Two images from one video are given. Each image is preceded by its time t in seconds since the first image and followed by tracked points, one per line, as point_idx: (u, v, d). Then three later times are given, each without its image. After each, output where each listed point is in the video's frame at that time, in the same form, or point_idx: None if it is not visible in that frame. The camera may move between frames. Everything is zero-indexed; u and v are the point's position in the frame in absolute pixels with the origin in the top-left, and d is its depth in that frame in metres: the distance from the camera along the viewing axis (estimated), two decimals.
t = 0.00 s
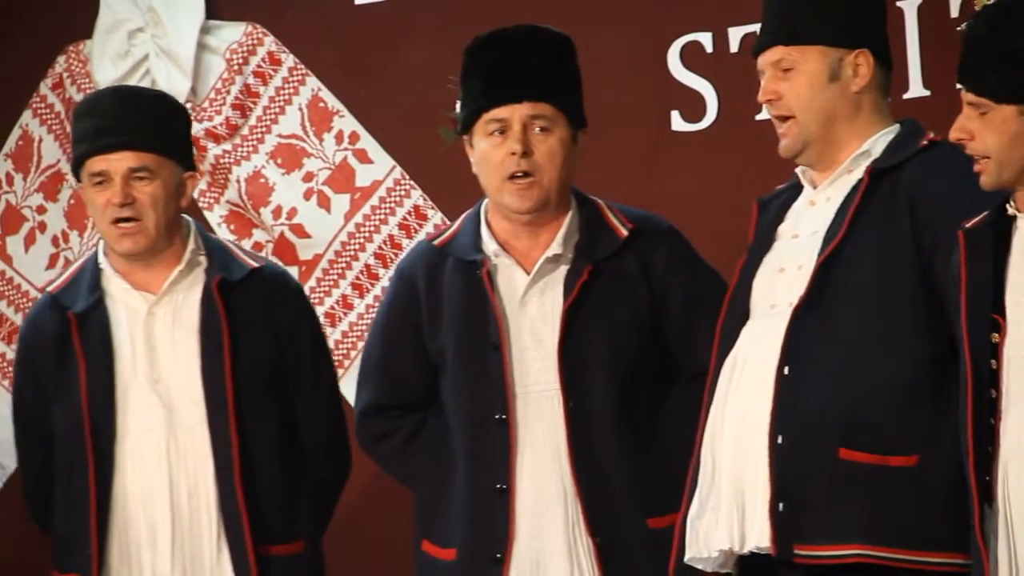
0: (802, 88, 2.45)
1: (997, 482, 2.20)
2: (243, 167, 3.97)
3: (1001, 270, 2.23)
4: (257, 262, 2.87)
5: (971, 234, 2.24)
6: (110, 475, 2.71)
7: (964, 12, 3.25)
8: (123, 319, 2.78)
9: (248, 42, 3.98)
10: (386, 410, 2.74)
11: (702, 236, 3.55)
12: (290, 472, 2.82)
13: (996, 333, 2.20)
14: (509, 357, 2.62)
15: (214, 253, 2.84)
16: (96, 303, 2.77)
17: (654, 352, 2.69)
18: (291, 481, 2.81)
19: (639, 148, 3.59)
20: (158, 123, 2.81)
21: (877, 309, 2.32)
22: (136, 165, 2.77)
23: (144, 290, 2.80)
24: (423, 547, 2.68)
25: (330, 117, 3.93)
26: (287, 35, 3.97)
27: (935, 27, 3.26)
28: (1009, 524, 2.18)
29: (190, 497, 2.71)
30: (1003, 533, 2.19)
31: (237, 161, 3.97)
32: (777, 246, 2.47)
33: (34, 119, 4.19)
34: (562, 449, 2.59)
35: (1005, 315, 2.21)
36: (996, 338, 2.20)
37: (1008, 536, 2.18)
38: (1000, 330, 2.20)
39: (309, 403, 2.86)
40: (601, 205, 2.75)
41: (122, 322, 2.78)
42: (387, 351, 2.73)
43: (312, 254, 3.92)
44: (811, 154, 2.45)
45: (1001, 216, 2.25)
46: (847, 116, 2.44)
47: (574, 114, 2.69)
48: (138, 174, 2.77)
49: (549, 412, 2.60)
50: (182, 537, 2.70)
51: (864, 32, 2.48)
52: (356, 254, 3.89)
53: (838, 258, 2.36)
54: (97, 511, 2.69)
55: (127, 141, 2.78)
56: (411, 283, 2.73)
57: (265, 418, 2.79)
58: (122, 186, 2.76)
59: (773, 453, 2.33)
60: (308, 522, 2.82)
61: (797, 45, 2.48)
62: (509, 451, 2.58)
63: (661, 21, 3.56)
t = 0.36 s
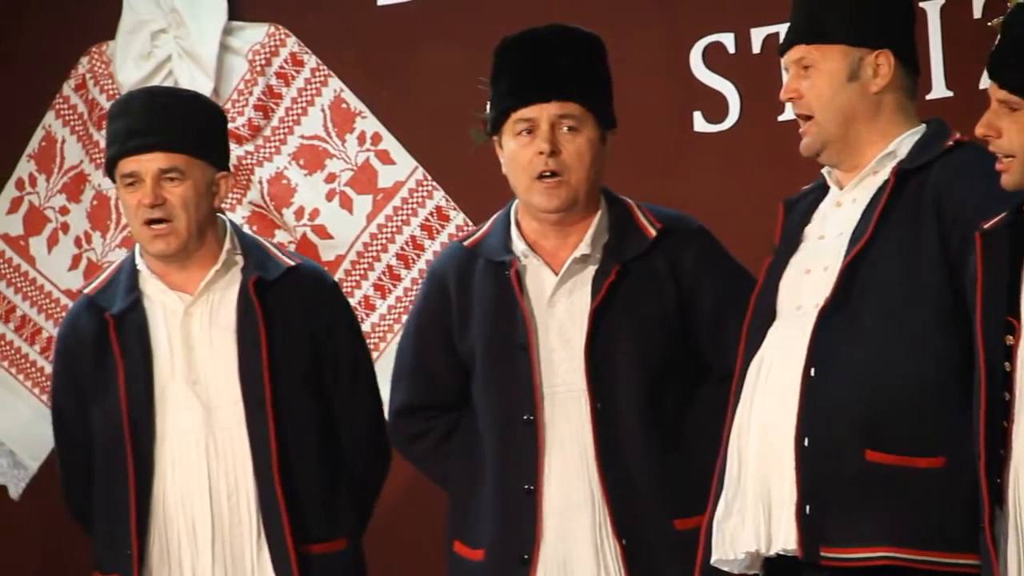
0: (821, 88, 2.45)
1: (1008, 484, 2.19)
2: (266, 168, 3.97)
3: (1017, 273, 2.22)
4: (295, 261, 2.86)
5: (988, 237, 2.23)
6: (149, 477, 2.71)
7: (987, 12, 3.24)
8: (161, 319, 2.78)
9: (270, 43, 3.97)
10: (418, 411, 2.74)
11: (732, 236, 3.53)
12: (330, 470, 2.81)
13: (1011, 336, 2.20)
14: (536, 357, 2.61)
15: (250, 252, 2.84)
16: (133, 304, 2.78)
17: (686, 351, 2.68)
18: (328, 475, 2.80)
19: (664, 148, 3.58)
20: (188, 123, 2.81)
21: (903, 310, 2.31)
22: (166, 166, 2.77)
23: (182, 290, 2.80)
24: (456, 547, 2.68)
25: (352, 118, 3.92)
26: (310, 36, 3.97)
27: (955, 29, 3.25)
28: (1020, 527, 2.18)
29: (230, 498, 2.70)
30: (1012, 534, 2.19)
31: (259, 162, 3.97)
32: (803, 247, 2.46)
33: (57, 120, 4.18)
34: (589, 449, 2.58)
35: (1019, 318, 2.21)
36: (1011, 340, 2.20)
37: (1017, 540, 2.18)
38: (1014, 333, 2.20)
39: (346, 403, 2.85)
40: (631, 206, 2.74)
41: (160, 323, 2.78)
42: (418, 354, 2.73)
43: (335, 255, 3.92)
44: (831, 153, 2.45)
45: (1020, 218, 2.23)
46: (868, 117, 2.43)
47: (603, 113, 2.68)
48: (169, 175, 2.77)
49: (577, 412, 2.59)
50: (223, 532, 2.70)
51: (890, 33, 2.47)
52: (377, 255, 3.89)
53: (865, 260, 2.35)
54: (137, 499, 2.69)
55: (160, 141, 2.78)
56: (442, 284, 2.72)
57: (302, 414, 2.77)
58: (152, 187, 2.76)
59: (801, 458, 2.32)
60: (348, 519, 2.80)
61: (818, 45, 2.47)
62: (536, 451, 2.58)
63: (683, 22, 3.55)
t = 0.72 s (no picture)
0: (836, 89, 2.45)
1: None
2: (283, 168, 3.97)
3: None
4: (300, 264, 2.85)
5: (1007, 237, 2.20)
6: (150, 476, 2.71)
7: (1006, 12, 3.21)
8: (166, 321, 2.79)
9: (288, 43, 3.98)
10: (439, 409, 2.74)
11: (745, 236, 3.52)
12: (332, 475, 2.80)
13: None
14: (543, 359, 2.61)
15: (256, 254, 2.83)
16: (138, 305, 2.78)
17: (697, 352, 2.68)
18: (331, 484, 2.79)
19: (680, 149, 3.58)
20: (193, 125, 2.80)
21: (916, 313, 2.30)
22: (170, 172, 2.76)
23: (188, 292, 2.80)
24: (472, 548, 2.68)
25: (369, 118, 3.93)
26: (328, 37, 3.97)
27: (975, 28, 3.23)
28: None
29: (230, 498, 2.70)
30: None
31: (276, 163, 3.97)
32: (823, 249, 2.46)
33: (74, 121, 4.19)
34: (595, 451, 2.58)
35: None
36: None
37: None
38: None
39: (352, 417, 2.85)
40: (644, 207, 2.73)
41: (164, 325, 2.78)
42: (438, 354, 2.74)
43: (353, 256, 3.92)
44: (847, 150, 2.46)
45: None
46: (884, 116, 2.43)
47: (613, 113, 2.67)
48: (173, 180, 2.77)
49: (584, 414, 2.59)
50: (221, 539, 2.70)
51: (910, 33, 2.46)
52: (393, 256, 3.88)
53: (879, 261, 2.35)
54: (138, 500, 2.69)
55: (162, 146, 2.77)
56: (456, 280, 2.74)
57: (305, 415, 2.77)
58: (157, 192, 2.76)
59: (813, 462, 2.32)
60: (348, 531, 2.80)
61: (833, 46, 2.47)
62: (543, 454, 2.58)
63: (701, 23, 3.54)
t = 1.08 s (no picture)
0: (851, 89, 2.44)
1: None
2: (297, 169, 3.96)
3: None
4: (289, 269, 2.87)
5: None
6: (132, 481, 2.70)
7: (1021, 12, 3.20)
8: (152, 322, 2.79)
9: (302, 44, 3.98)
10: (443, 406, 2.76)
11: (745, 236, 3.51)
12: (315, 484, 2.81)
13: None
14: (538, 360, 2.61)
15: (244, 258, 2.84)
16: (125, 306, 2.77)
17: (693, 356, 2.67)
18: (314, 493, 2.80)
19: (690, 149, 3.57)
20: (179, 128, 2.81)
21: (927, 315, 2.29)
22: (152, 175, 2.77)
23: (175, 294, 2.81)
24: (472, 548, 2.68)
25: (383, 119, 3.92)
26: (342, 38, 3.98)
27: (990, 28, 3.21)
28: None
29: (212, 499, 2.70)
30: None
31: (290, 163, 3.97)
32: (837, 250, 2.46)
33: (89, 120, 4.20)
34: (586, 461, 2.57)
35: None
36: None
37: None
38: None
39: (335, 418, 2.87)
40: (643, 207, 2.73)
41: (151, 327, 2.78)
42: (439, 357, 2.76)
43: (366, 257, 3.89)
44: (863, 151, 2.44)
45: None
46: (898, 116, 2.41)
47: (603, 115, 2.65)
48: (155, 184, 2.77)
49: (575, 417, 2.59)
50: (202, 537, 2.70)
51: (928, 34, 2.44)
52: (408, 255, 3.86)
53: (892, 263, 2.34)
54: (120, 495, 2.69)
55: (144, 150, 2.77)
56: (458, 282, 2.75)
57: (289, 419, 2.78)
58: (139, 195, 2.76)
59: (823, 463, 2.32)
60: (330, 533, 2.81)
61: (848, 46, 2.46)
62: (535, 456, 2.58)
63: (714, 23, 3.53)
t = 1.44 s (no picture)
0: (863, 93, 2.42)
1: None
2: (311, 170, 3.97)
3: None
4: (284, 273, 2.87)
5: None
6: (128, 478, 2.72)
7: None
8: (147, 325, 2.80)
9: (316, 45, 3.99)
10: (448, 407, 2.77)
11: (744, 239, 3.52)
12: (310, 489, 2.82)
13: None
14: (534, 363, 2.62)
15: (240, 263, 2.85)
16: (122, 308, 2.79)
17: (689, 355, 2.67)
18: (309, 494, 2.81)
19: (702, 151, 3.57)
20: (172, 133, 2.82)
21: (942, 317, 2.28)
22: (142, 178, 2.78)
23: (171, 298, 2.82)
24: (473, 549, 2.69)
25: (398, 120, 3.93)
26: (355, 39, 3.98)
27: (1004, 29, 3.21)
28: None
29: (207, 501, 2.72)
30: None
31: (305, 164, 3.97)
32: (850, 252, 2.46)
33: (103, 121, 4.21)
34: (578, 463, 2.58)
35: None
36: None
37: None
38: None
39: (329, 417, 2.87)
40: (642, 208, 2.73)
41: (146, 329, 2.80)
42: (445, 360, 2.76)
43: (382, 257, 3.89)
44: (877, 153, 2.43)
45: None
46: (913, 118, 2.41)
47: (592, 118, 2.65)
48: (146, 187, 2.78)
49: (570, 420, 2.60)
50: (195, 541, 2.71)
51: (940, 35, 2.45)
52: (423, 255, 3.85)
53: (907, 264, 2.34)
54: (114, 496, 2.70)
55: (135, 154, 2.78)
56: (462, 285, 2.76)
57: (286, 423, 2.79)
58: (130, 198, 2.77)
59: (841, 465, 2.32)
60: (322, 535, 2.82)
61: (859, 49, 2.45)
62: (531, 459, 2.58)
63: (727, 23, 3.53)
